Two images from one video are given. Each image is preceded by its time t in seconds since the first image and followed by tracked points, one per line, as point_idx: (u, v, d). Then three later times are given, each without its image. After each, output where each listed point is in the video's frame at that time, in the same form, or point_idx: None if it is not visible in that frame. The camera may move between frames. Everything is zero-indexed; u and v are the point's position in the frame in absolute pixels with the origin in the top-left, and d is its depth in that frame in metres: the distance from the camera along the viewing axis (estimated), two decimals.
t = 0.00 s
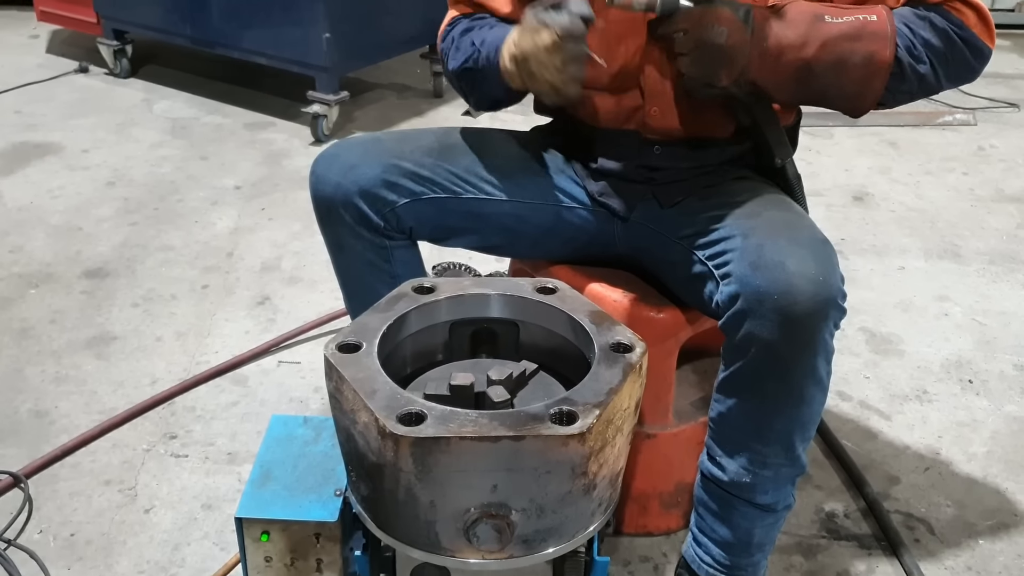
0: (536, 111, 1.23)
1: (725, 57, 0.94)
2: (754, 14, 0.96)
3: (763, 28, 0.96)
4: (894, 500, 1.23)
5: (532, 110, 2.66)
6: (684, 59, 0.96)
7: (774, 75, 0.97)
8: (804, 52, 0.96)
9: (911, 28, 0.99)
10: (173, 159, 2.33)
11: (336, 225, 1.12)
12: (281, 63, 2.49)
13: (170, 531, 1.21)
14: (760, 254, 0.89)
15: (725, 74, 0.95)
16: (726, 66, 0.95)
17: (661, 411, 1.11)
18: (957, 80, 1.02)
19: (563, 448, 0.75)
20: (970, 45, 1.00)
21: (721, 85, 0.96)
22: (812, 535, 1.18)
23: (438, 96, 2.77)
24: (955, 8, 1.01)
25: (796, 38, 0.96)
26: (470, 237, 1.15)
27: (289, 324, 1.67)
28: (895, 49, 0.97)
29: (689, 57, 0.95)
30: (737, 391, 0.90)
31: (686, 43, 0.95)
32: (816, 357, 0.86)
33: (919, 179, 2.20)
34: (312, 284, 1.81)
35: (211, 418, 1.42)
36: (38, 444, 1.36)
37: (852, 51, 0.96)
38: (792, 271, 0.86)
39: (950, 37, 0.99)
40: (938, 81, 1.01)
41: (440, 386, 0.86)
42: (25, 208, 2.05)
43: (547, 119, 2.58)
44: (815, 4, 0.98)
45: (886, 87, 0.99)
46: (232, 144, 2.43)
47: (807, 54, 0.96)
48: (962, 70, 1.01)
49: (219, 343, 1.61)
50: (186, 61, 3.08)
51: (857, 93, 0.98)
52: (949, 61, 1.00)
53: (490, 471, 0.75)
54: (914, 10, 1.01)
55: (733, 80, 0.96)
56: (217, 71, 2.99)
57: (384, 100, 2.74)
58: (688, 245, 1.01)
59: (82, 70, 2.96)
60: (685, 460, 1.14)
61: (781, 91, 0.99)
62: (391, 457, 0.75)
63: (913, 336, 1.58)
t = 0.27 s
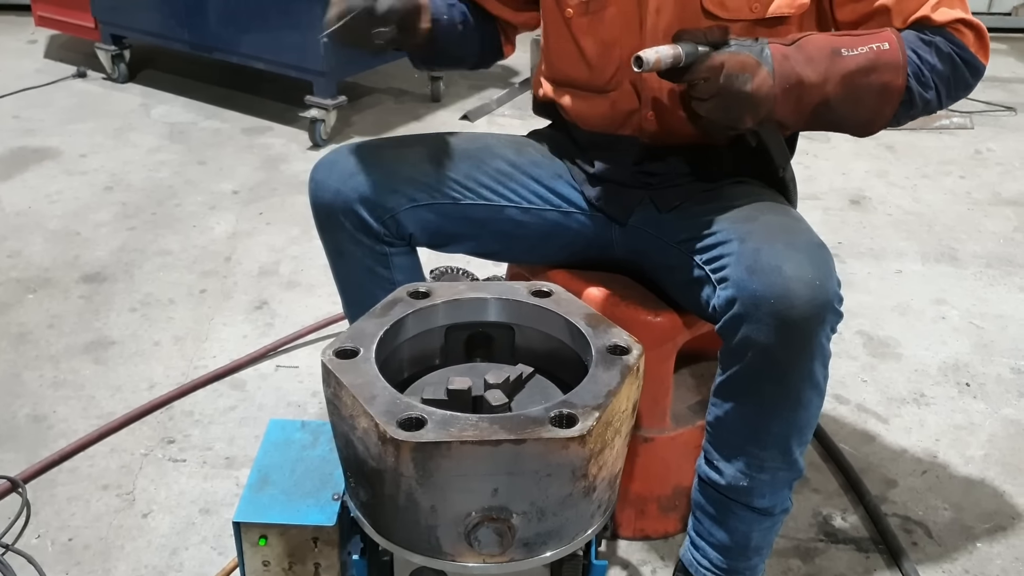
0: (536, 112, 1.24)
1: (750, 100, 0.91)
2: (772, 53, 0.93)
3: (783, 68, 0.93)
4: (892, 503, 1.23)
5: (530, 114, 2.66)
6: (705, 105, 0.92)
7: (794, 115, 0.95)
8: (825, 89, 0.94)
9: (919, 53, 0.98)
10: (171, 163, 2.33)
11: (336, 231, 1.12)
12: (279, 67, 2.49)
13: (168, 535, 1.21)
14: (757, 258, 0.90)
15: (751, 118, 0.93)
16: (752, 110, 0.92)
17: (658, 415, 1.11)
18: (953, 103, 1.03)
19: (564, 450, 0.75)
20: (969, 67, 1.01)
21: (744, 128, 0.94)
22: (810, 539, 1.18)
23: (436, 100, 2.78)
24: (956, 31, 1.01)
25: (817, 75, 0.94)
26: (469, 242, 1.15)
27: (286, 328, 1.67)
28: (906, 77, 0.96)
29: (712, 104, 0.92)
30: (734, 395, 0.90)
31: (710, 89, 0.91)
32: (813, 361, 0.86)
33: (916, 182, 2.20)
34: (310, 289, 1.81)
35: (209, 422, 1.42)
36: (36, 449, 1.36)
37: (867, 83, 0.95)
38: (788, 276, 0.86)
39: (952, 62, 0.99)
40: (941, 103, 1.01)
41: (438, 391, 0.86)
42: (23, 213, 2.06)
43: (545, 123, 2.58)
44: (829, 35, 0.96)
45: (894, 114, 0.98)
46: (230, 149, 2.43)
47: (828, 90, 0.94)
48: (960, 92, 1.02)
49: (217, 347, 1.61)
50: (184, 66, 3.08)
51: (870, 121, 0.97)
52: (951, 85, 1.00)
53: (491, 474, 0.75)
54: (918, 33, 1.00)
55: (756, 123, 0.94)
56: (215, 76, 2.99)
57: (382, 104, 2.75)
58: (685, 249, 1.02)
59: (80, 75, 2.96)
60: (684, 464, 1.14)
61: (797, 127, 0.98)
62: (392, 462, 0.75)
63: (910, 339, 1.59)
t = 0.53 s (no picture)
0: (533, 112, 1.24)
1: (745, 101, 0.91)
2: (766, 55, 0.93)
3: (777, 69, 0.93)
4: (890, 505, 1.23)
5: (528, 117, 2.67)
6: (699, 109, 0.93)
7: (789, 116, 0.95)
8: (819, 88, 0.94)
9: (916, 58, 0.98)
10: (169, 167, 2.33)
11: (334, 232, 1.12)
12: (277, 70, 2.49)
13: (167, 538, 1.21)
14: (747, 260, 0.90)
15: (746, 120, 0.93)
16: (748, 113, 0.92)
17: (655, 417, 1.11)
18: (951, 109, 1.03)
19: (564, 451, 0.75)
20: (967, 73, 1.00)
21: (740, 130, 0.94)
22: (808, 540, 1.18)
23: (435, 103, 2.78)
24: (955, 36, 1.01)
25: (811, 76, 0.94)
26: (466, 243, 1.15)
27: (285, 330, 1.67)
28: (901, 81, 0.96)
29: (706, 108, 0.92)
30: (726, 397, 0.90)
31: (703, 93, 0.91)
32: (804, 362, 0.86)
33: (914, 184, 2.20)
34: (309, 291, 1.81)
35: (207, 425, 1.42)
36: (34, 452, 1.36)
37: (862, 83, 0.95)
38: (777, 277, 0.86)
39: (950, 68, 0.99)
40: (938, 109, 1.01)
41: (434, 394, 0.86)
42: (21, 216, 2.06)
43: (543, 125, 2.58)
44: (824, 35, 0.96)
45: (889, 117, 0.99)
46: (228, 152, 2.43)
47: (823, 90, 0.94)
48: (958, 97, 1.02)
49: (215, 350, 1.61)
50: (182, 69, 3.09)
51: (863, 121, 0.97)
52: (949, 90, 1.00)
53: (492, 476, 0.75)
54: (916, 37, 1.00)
55: (751, 125, 0.94)
56: (213, 79, 3.00)
57: (380, 107, 2.75)
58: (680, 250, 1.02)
59: (78, 78, 2.96)
60: (681, 465, 1.14)
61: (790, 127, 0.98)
62: (393, 466, 0.75)
63: (908, 340, 1.59)
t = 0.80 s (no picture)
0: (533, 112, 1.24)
1: (732, 39, 0.88)
2: None
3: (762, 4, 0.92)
4: (890, 506, 1.23)
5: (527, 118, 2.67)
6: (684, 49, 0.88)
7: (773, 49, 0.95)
8: (801, 24, 0.96)
9: (910, 15, 0.98)
10: (169, 168, 2.33)
11: (332, 232, 1.12)
12: (276, 72, 2.49)
13: (166, 540, 1.21)
14: (742, 260, 0.90)
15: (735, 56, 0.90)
16: (737, 45, 0.88)
17: (655, 419, 1.11)
18: (947, 87, 1.02)
19: (566, 451, 0.75)
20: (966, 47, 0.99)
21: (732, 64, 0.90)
22: (808, 541, 1.18)
23: (434, 104, 2.79)
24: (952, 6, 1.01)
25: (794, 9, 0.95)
26: (464, 244, 1.15)
27: (284, 332, 1.67)
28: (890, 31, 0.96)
29: (692, 47, 0.88)
30: (723, 399, 0.90)
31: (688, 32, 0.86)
32: (800, 362, 0.86)
33: (913, 184, 2.20)
34: (308, 293, 1.81)
35: (207, 427, 1.42)
36: (34, 454, 1.36)
37: (847, 25, 0.95)
38: (772, 277, 0.86)
39: (947, 34, 0.99)
40: (929, 75, 0.99)
41: (433, 396, 0.86)
42: (20, 218, 2.06)
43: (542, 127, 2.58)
44: None
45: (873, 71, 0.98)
46: (228, 154, 2.43)
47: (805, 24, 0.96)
48: (955, 74, 1.00)
49: (215, 351, 1.61)
50: (182, 71, 3.09)
51: (849, 67, 0.98)
52: (944, 60, 0.99)
53: (494, 478, 0.75)
54: None
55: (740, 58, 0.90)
56: (213, 81, 3.00)
57: (380, 109, 2.75)
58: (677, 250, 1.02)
59: (78, 80, 2.97)
60: (680, 466, 1.14)
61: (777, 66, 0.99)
62: (394, 468, 0.75)
63: (908, 341, 1.59)
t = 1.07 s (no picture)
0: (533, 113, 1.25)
1: None
2: None
3: None
4: (888, 509, 1.23)
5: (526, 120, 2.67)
6: None
7: None
8: None
9: None
10: (169, 171, 2.34)
11: (331, 236, 1.12)
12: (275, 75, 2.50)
13: (165, 543, 1.21)
14: (738, 265, 0.90)
15: None
16: None
17: (653, 423, 1.11)
18: (897, 27, 0.97)
19: (567, 455, 0.76)
20: None
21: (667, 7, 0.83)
22: (806, 544, 1.18)
23: (433, 107, 2.79)
24: None
25: None
26: (463, 247, 1.16)
27: (284, 335, 1.67)
28: None
29: None
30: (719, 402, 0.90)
31: None
32: (796, 365, 0.86)
33: (913, 187, 2.20)
34: (307, 296, 1.81)
35: (206, 430, 1.42)
36: (33, 457, 1.36)
37: None
38: (767, 281, 0.87)
39: None
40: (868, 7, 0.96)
41: (431, 400, 0.86)
42: (20, 221, 2.06)
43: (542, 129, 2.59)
44: None
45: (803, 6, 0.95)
46: (228, 156, 2.43)
47: None
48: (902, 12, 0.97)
49: (214, 354, 1.61)
50: (182, 74, 3.09)
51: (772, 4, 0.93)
52: None
53: (495, 481, 0.75)
54: None
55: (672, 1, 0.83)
56: (212, 83, 3.00)
57: (379, 111, 2.75)
58: (674, 254, 1.02)
59: (78, 83, 2.97)
60: (679, 470, 1.14)
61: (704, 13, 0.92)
62: (396, 474, 0.75)
63: (907, 344, 1.59)
